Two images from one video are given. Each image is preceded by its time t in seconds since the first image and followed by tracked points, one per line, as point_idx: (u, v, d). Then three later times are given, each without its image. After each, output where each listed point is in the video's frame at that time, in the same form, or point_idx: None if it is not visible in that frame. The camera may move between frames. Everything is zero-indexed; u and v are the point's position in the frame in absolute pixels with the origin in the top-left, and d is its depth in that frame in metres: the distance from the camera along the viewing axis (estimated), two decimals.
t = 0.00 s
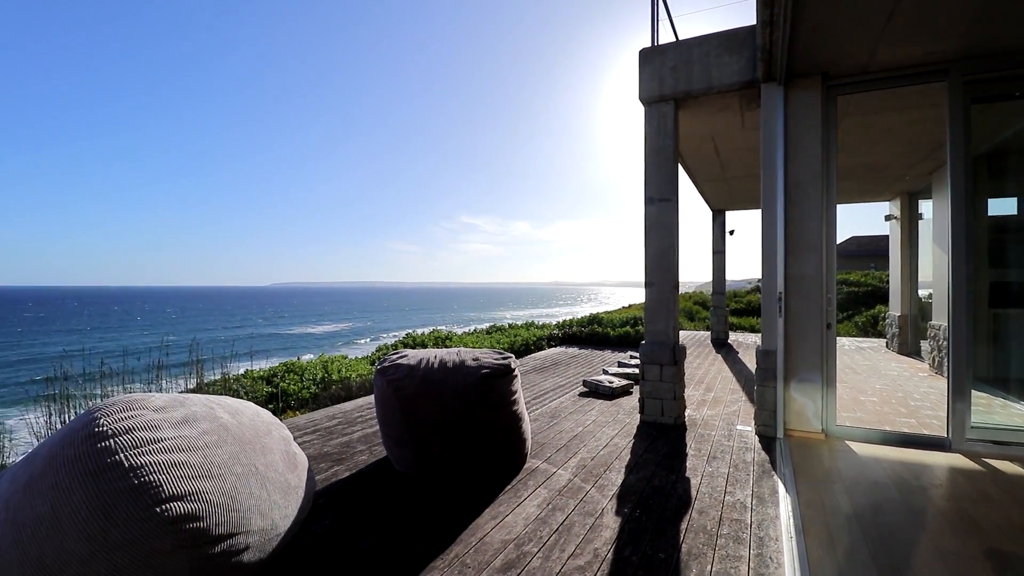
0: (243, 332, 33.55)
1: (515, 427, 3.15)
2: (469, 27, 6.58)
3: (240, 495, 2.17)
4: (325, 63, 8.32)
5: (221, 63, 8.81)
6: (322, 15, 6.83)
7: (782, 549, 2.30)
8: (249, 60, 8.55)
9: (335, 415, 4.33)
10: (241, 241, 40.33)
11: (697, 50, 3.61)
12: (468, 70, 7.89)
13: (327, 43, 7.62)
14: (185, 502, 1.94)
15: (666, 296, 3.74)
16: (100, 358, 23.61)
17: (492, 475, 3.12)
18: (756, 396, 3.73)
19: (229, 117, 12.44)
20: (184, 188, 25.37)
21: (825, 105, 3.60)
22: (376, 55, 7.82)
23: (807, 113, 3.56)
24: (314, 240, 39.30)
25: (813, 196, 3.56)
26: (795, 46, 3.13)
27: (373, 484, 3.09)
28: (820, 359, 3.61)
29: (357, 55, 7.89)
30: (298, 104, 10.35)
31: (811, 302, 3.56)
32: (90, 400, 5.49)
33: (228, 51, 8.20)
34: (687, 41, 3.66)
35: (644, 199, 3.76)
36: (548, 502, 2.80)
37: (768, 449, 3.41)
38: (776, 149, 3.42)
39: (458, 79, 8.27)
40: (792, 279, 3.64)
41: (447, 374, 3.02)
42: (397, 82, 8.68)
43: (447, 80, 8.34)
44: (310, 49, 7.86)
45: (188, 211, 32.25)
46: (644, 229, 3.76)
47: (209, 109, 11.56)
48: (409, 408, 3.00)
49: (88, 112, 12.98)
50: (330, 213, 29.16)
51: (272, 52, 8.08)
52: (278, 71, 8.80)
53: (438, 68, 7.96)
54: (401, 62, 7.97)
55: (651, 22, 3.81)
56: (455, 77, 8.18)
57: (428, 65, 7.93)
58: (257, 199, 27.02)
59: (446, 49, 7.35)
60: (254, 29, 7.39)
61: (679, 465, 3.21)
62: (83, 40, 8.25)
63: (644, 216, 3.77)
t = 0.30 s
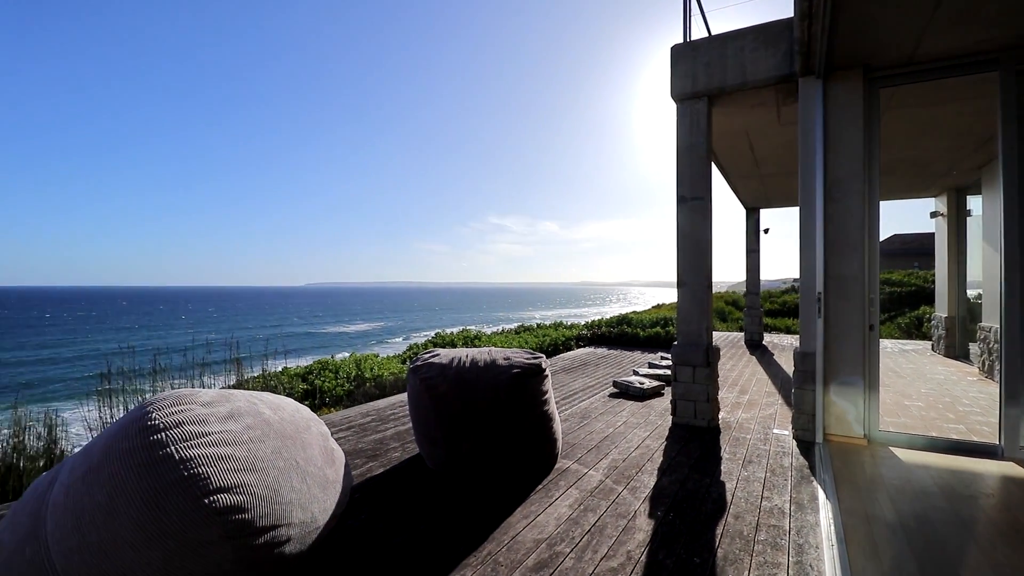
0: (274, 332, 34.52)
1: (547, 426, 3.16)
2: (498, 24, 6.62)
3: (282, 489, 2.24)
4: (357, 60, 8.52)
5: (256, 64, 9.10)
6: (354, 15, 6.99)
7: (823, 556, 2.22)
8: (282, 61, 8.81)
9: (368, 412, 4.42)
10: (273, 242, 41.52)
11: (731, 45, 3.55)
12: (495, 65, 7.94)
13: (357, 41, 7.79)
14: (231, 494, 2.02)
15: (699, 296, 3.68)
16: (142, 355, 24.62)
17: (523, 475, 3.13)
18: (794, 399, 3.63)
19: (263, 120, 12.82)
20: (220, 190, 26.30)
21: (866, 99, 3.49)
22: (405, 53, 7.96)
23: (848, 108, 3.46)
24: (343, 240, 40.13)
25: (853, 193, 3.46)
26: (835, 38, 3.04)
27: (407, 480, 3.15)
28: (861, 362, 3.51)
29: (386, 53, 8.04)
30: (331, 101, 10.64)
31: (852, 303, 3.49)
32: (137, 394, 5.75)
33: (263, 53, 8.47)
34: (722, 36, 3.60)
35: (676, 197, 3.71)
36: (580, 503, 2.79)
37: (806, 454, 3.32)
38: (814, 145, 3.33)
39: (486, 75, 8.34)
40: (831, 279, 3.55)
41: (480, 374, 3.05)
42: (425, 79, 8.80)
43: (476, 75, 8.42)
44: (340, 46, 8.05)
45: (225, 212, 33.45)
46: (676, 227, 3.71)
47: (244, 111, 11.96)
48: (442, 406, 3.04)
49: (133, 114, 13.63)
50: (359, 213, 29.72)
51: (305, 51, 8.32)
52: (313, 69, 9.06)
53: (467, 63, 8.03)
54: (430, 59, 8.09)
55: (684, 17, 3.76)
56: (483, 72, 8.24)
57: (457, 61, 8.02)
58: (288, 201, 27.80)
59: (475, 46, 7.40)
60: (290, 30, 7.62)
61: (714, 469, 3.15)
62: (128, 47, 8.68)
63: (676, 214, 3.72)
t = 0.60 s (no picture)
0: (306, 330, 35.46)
1: (579, 426, 3.15)
2: (526, 24, 6.63)
3: (323, 484, 2.31)
4: (386, 63, 8.68)
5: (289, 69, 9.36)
6: (382, 17, 7.13)
7: (868, 564, 2.15)
8: (314, 64, 9.05)
9: (402, 410, 4.50)
10: (304, 243, 42.66)
11: (768, 39, 3.46)
12: (522, 66, 7.94)
13: (385, 43, 7.92)
14: (276, 488, 2.09)
15: (734, 296, 3.61)
16: (183, 352, 25.64)
17: (555, 475, 3.14)
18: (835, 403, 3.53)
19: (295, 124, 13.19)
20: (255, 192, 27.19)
21: (913, 92, 3.35)
22: (432, 54, 8.05)
23: (893, 102, 3.33)
24: (371, 241, 40.87)
25: (899, 190, 3.33)
26: (879, 30, 2.93)
27: (441, 478, 3.20)
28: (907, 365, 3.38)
29: (414, 54, 8.17)
30: (362, 104, 10.88)
31: (898, 304, 3.36)
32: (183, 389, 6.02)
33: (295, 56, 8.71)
34: (758, 29, 3.51)
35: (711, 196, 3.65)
36: (613, 505, 2.78)
37: (848, 460, 3.22)
38: (857, 141, 3.22)
39: (513, 76, 8.35)
40: (874, 279, 3.43)
41: (512, 373, 3.06)
42: (453, 79, 8.89)
43: (503, 77, 8.44)
44: (369, 49, 8.21)
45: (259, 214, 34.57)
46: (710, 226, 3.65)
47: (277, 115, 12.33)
48: (474, 405, 3.07)
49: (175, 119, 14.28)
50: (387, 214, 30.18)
51: (336, 54, 8.53)
52: (344, 72, 9.26)
53: (493, 63, 8.08)
54: (457, 59, 8.16)
55: (718, 12, 3.69)
56: (509, 73, 8.26)
57: (483, 61, 8.07)
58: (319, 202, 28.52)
59: (502, 46, 7.42)
60: (323, 33, 7.84)
61: (751, 474, 3.08)
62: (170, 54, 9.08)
63: (710, 213, 3.66)
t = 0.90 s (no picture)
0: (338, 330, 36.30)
1: (613, 428, 3.13)
2: (555, 25, 6.62)
3: (363, 479, 2.37)
4: (415, 66, 8.81)
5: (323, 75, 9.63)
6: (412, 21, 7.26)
7: None
8: (346, 68, 9.27)
9: (436, 408, 4.57)
10: (336, 244, 43.71)
11: (809, 31, 3.35)
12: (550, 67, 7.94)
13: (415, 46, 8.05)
14: (319, 482, 2.16)
15: (773, 297, 3.52)
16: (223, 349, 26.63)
17: (590, 476, 3.13)
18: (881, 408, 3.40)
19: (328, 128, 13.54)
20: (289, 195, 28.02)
21: (967, 82, 3.19)
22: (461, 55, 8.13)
23: (944, 93, 3.18)
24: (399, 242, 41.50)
25: (951, 185, 3.19)
26: (930, 18, 2.79)
27: (477, 476, 3.25)
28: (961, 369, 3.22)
29: (443, 56, 8.27)
30: (393, 106, 11.07)
31: (951, 304, 3.22)
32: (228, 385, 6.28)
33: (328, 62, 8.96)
34: (799, 21, 3.41)
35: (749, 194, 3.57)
36: (648, 508, 2.75)
37: (896, 467, 3.11)
38: (906, 135, 3.09)
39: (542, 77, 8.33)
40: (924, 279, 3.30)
41: (546, 373, 3.07)
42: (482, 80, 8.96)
43: (532, 78, 8.45)
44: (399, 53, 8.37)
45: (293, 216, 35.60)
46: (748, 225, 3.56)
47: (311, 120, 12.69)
48: (509, 404, 3.09)
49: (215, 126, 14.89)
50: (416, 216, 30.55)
51: (367, 58, 8.72)
52: (375, 76, 9.45)
53: (521, 64, 8.09)
54: (486, 60, 8.22)
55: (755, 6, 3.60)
56: (537, 73, 8.24)
57: (511, 62, 8.11)
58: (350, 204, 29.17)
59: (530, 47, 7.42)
60: (355, 38, 8.02)
61: (792, 480, 2.99)
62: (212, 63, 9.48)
63: (748, 211, 3.57)
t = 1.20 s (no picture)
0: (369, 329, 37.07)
1: (648, 429, 3.10)
2: (584, 23, 6.59)
3: (401, 476, 2.42)
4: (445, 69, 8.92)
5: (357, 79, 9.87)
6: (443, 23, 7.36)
7: None
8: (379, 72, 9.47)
9: (469, 407, 4.62)
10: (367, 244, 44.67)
11: (854, 21, 3.23)
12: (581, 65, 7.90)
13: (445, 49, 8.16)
14: (359, 477, 2.22)
15: (815, 297, 3.41)
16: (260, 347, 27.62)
17: (624, 478, 3.11)
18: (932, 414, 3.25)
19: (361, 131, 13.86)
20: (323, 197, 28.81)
21: None
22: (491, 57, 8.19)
23: (1002, 82, 3.00)
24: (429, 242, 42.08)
25: (1009, 179, 3.01)
26: (987, 4, 2.65)
27: (511, 475, 3.27)
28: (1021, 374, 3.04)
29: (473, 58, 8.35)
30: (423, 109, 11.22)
31: (1010, 305, 3.05)
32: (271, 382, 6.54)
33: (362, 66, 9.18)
34: (843, 11, 3.28)
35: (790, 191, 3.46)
36: (685, 512, 2.71)
37: (948, 476, 2.97)
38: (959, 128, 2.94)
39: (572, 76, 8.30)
40: (980, 278, 3.13)
41: (580, 373, 3.05)
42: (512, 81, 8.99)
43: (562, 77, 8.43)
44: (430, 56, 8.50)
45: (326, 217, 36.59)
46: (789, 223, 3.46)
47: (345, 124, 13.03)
48: (542, 404, 3.10)
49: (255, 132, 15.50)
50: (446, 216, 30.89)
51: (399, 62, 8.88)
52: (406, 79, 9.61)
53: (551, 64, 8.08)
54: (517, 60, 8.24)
55: None
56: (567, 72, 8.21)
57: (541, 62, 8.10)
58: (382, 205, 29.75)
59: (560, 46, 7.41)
60: (387, 43, 8.19)
61: (836, 487, 2.90)
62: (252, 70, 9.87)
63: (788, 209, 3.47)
